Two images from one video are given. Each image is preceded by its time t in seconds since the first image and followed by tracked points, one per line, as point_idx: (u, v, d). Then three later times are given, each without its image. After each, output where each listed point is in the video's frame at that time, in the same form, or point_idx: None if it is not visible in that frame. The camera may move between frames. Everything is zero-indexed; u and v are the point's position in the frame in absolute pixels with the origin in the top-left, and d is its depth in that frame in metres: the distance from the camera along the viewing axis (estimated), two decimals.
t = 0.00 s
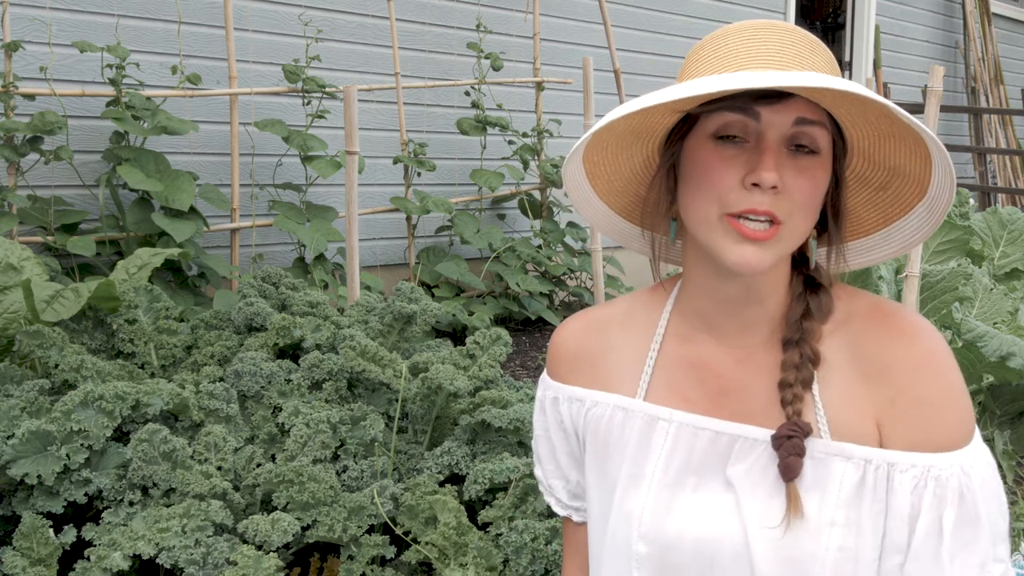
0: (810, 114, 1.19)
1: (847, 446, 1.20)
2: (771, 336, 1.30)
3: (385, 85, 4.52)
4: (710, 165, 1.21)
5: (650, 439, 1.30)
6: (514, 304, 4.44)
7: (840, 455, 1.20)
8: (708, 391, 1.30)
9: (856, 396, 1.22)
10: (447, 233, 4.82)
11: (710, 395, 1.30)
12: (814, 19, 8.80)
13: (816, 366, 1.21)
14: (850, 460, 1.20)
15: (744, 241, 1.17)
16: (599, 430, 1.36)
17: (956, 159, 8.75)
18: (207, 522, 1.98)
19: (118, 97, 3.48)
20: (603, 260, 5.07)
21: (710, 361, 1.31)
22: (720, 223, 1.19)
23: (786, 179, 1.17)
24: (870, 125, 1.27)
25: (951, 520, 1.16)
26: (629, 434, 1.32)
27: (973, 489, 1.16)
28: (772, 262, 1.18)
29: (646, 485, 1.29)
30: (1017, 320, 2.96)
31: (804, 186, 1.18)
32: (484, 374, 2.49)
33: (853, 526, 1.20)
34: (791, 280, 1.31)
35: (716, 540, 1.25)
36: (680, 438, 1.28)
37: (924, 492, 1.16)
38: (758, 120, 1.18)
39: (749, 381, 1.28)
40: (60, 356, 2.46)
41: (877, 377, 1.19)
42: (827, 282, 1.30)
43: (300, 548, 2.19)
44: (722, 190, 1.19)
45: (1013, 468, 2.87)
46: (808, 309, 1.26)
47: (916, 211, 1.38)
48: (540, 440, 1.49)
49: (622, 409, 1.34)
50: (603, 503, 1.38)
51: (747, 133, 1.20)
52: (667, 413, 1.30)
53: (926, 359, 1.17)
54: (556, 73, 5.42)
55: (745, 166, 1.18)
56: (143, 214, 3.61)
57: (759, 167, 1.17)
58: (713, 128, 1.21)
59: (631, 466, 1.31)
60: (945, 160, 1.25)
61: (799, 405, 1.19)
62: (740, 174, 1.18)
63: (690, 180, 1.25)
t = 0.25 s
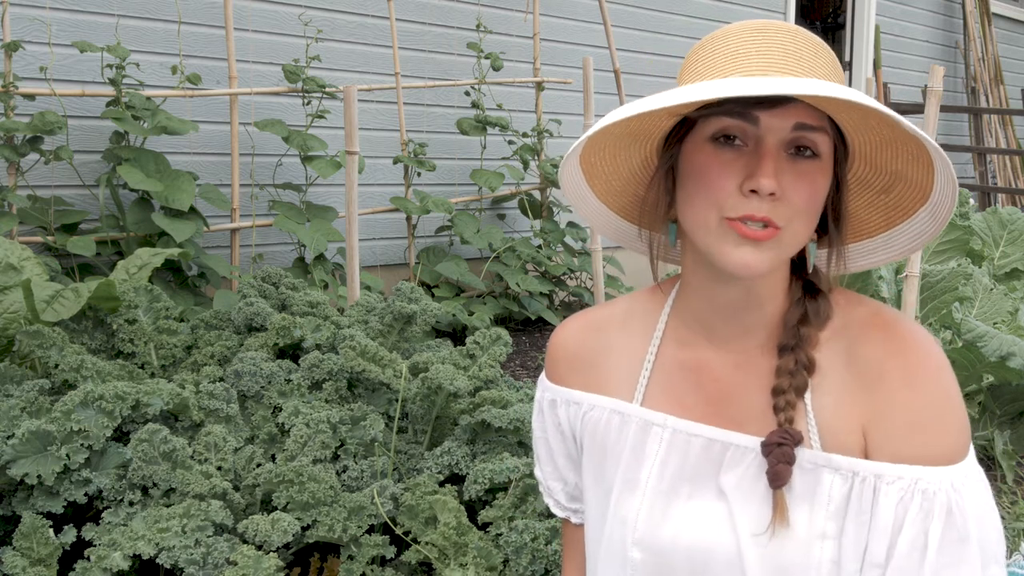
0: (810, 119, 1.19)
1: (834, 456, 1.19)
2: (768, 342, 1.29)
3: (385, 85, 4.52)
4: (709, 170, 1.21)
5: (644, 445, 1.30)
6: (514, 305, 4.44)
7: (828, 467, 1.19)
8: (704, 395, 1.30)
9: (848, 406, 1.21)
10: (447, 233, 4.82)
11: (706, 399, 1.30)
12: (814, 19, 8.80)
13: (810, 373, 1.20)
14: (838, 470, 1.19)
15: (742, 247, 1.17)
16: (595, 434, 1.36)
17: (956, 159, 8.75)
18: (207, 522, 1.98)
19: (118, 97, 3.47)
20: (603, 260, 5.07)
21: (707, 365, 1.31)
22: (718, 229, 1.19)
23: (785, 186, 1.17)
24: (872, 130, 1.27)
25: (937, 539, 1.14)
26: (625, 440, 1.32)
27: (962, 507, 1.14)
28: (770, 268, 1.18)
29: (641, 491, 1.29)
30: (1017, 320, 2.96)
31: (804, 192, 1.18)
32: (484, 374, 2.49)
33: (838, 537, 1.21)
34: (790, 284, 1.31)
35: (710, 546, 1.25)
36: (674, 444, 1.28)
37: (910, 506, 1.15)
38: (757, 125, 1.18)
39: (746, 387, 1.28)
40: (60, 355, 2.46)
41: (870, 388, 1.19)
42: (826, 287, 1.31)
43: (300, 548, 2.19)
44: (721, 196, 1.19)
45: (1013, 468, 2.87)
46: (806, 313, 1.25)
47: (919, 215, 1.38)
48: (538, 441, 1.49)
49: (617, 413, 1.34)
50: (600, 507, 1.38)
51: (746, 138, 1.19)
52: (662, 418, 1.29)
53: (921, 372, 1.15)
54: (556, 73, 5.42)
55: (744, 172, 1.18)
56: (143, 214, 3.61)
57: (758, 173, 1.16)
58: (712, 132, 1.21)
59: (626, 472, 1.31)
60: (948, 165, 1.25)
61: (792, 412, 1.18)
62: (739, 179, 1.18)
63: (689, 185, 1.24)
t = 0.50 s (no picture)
0: (812, 131, 1.18)
1: (833, 465, 1.19)
2: (767, 348, 1.28)
3: (385, 84, 4.52)
4: (708, 181, 1.20)
5: (643, 452, 1.30)
6: (514, 304, 4.44)
7: (828, 475, 1.20)
8: (700, 401, 1.30)
9: (847, 413, 1.20)
10: (447, 233, 4.82)
11: (702, 405, 1.30)
12: (813, 19, 8.80)
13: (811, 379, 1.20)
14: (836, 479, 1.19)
15: (741, 260, 1.17)
16: (594, 439, 1.37)
17: (956, 159, 8.75)
18: (207, 522, 1.98)
19: (118, 97, 3.47)
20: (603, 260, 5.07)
21: (704, 371, 1.31)
22: (717, 241, 1.19)
23: (785, 199, 1.16)
24: (875, 141, 1.26)
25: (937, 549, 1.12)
26: (623, 446, 1.32)
27: (963, 517, 1.12)
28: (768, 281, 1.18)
29: (640, 498, 1.29)
30: (1016, 320, 2.96)
31: (804, 205, 1.18)
32: (483, 374, 2.49)
33: (838, 546, 1.20)
34: (791, 290, 1.31)
35: (708, 554, 1.25)
36: (673, 451, 1.28)
37: (909, 515, 1.14)
38: (758, 136, 1.18)
39: (744, 394, 1.28)
40: (60, 355, 2.46)
41: (869, 397, 1.18)
42: (826, 291, 1.30)
43: (300, 548, 2.19)
44: (720, 208, 1.19)
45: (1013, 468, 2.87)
46: (806, 320, 1.25)
47: (922, 222, 1.38)
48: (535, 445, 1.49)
49: (616, 419, 1.35)
50: (598, 512, 1.39)
51: (747, 150, 1.19)
52: (660, 424, 1.30)
53: (921, 381, 1.15)
54: (556, 73, 5.42)
55: (744, 183, 1.18)
56: (143, 214, 3.61)
57: (758, 186, 1.16)
58: (712, 143, 1.21)
59: (624, 478, 1.31)
60: (951, 182, 1.24)
61: (792, 419, 1.19)
62: (739, 191, 1.18)
63: (689, 194, 1.24)
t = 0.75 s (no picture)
0: (804, 114, 1.19)
1: (837, 464, 1.19)
2: (767, 347, 1.29)
3: (385, 84, 4.52)
4: (700, 163, 1.21)
5: (642, 450, 1.31)
6: (514, 304, 4.44)
7: (831, 475, 1.20)
8: (700, 399, 1.30)
9: (848, 413, 1.20)
10: (447, 233, 4.82)
11: (701, 403, 1.30)
12: (813, 19, 8.79)
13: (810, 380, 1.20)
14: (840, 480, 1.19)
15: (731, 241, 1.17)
16: (594, 438, 1.37)
17: (956, 159, 8.75)
18: (207, 522, 1.98)
19: (118, 97, 3.48)
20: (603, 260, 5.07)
21: (705, 368, 1.31)
22: (708, 222, 1.19)
23: (775, 179, 1.16)
24: (866, 128, 1.26)
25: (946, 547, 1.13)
26: (623, 444, 1.32)
27: (970, 514, 1.13)
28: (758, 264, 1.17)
29: (638, 496, 1.29)
30: (1017, 320, 2.96)
31: (796, 187, 1.17)
32: (483, 374, 2.49)
33: (843, 546, 1.20)
34: (790, 287, 1.31)
35: (707, 553, 1.24)
36: (672, 449, 1.28)
37: (918, 515, 1.14)
38: (749, 118, 1.18)
39: (743, 392, 1.28)
40: (60, 355, 2.46)
41: (871, 394, 1.18)
42: (826, 290, 1.30)
43: (300, 548, 2.19)
44: (711, 188, 1.19)
45: (1013, 467, 2.86)
46: (804, 319, 1.25)
47: (920, 220, 1.38)
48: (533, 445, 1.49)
49: (615, 418, 1.35)
50: (596, 512, 1.39)
51: (738, 132, 1.20)
52: (660, 423, 1.30)
53: (922, 379, 1.15)
54: (556, 73, 5.42)
55: (735, 165, 1.18)
56: (143, 214, 3.61)
57: (748, 166, 1.16)
58: (705, 127, 1.22)
59: (623, 477, 1.31)
60: (944, 166, 1.24)
61: (792, 420, 1.18)
62: (730, 173, 1.18)
63: (681, 179, 1.24)
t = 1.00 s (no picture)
0: (804, 121, 1.18)
1: (847, 454, 1.19)
2: (769, 341, 1.28)
3: (385, 85, 4.52)
4: (699, 170, 1.21)
5: (649, 446, 1.30)
6: (514, 304, 4.44)
7: (839, 464, 1.19)
8: (704, 394, 1.30)
9: (853, 406, 1.19)
10: (447, 233, 4.82)
11: (705, 399, 1.30)
12: (813, 19, 8.78)
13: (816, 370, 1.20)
14: (848, 470, 1.19)
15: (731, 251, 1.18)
16: (598, 437, 1.36)
17: (956, 159, 8.74)
18: (207, 522, 1.98)
19: (118, 97, 3.48)
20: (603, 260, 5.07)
21: (708, 365, 1.31)
22: (708, 232, 1.20)
23: (775, 188, 1.16)
24: (866, 131, 1.26)
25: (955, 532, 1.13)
26: (628, 441, 1.32)
27: (978, 500, 1.13)
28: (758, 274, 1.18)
29: (645, 491, 1.29)
30: (1017, 320, 2.96)
31: (796, 194, 1.17)
32: (483, 374, 2.49)
33: (850, 535, 1.20)
34: (791, 281, 1.31)
35: (714, 546, 1.25)
36: (679, 445, 1.28)
37: (929, 501, 1.14)
38: (748, 126, 1.18)
39: (748, 386, 1.28)
40: (60, 356, 2.46)
41: (876, 386, 1.18)
42: (826, 283, 1.30)
43: (300, 548, 2.20)
44: (710, 196, 1.19)
45: (1013, 468, 2.86)
46: (806, 312, 1.25)
47: (917, 214, 1.38)
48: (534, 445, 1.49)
49: (619, 416, 1.34)
50: (601, 511, 1.38)
51: (738, 139, 1.19)
52: (665, 418, 1.29)
53: (926, 370, 1.15)
54: (556, 73, 5.42)
55: (734, 173, 1.18)
56: (143, 214, 3.61)
57: (748, 175, 1.16)
58: (705, 133, 1.22)
59: (629, 474, 1.31)
60: (940, 170, 1.24)
61: (800, 410, 1.19)
62: (729, 181, 1.18)
63: (681, 185, 1.25)
